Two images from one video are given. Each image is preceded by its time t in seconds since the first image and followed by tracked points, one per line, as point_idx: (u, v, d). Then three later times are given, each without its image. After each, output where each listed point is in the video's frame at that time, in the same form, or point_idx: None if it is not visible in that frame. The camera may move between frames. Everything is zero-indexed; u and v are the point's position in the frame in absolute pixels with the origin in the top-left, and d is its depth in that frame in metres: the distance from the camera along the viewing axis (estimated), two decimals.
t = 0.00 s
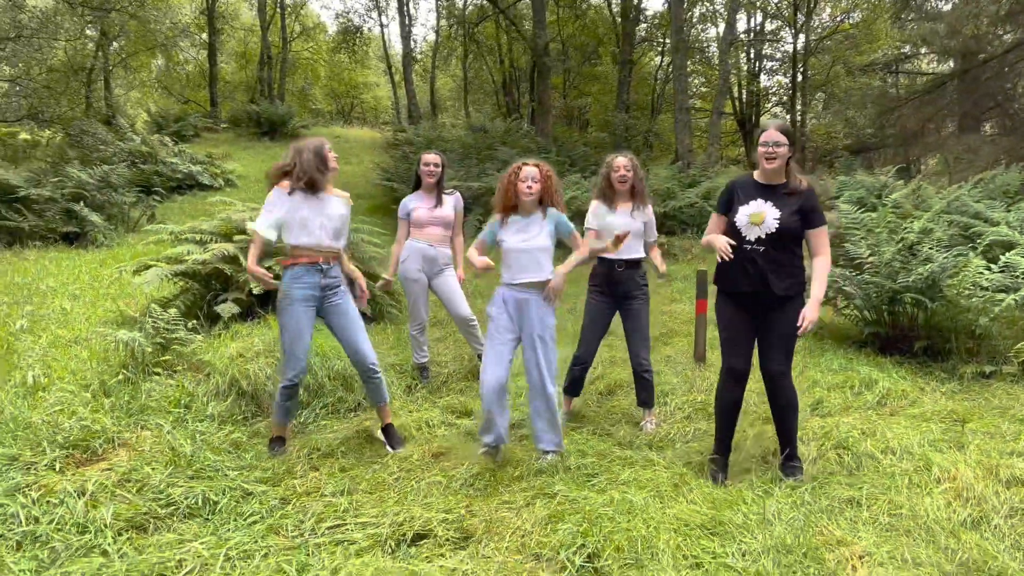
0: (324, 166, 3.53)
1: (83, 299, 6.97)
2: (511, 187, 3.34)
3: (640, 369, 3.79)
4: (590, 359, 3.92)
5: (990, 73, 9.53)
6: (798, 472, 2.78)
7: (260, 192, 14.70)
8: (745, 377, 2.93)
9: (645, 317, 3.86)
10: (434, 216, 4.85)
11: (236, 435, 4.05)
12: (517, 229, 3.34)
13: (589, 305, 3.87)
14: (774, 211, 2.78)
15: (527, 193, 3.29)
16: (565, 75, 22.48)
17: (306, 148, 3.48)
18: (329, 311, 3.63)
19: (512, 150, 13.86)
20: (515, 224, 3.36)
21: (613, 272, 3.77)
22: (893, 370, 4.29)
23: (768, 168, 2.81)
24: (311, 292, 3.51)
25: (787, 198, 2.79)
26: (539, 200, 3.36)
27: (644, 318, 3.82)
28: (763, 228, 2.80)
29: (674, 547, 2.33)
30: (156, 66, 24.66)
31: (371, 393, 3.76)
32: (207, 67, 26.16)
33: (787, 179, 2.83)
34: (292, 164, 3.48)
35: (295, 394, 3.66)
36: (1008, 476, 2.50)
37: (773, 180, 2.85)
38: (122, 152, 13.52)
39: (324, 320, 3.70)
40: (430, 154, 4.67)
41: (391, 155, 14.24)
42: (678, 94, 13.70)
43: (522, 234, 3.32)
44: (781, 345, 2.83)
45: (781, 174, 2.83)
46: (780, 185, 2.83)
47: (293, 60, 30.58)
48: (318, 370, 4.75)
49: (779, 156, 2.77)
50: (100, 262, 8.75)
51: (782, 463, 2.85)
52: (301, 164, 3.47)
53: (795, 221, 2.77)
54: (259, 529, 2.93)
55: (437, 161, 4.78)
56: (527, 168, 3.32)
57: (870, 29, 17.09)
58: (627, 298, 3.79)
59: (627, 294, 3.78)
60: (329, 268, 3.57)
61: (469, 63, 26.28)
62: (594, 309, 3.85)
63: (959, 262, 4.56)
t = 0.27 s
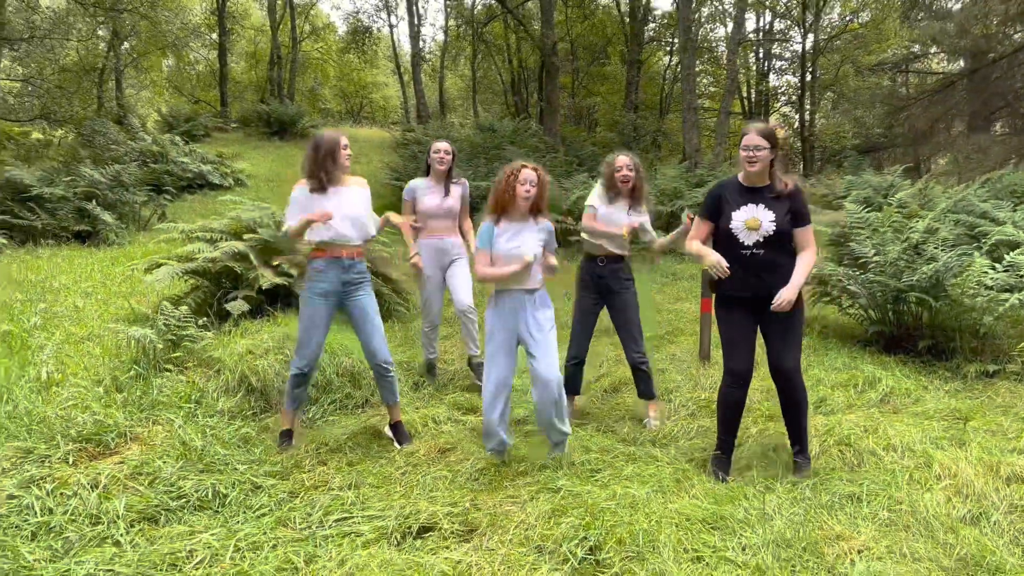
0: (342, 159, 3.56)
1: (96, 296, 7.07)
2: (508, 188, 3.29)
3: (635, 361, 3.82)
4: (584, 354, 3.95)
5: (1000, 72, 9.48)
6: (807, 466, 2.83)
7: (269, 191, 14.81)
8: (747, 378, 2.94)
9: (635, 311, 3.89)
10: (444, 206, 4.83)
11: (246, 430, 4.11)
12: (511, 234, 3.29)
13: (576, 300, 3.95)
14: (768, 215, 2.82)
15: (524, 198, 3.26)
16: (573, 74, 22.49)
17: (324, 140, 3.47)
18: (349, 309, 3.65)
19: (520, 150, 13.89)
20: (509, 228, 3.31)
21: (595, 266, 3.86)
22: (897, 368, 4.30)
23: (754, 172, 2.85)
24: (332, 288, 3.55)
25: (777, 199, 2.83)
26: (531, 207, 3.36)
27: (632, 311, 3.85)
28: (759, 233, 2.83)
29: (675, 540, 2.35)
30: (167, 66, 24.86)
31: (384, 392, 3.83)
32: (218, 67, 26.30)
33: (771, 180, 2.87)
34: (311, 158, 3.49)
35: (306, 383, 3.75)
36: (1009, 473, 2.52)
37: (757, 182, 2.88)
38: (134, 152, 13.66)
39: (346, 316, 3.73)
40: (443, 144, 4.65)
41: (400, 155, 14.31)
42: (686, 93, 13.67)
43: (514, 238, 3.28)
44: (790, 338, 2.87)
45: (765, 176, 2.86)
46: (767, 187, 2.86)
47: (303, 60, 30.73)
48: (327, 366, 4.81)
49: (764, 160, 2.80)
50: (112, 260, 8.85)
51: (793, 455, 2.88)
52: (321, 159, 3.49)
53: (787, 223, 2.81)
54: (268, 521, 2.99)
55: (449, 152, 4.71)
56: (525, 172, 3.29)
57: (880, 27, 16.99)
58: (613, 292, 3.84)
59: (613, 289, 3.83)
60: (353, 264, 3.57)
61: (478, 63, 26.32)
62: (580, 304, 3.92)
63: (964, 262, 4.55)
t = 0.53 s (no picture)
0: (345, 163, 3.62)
1: (108, 296, 7.17)
2: (519, 184, 3.21)
3: (632, 364, 3.87)
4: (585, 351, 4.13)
5: (1011, 73, 9.43)
6: (812, 467, 2.80)
7: (279, 192, 14.92)
8: (751, 377, 2.97)
9: (633, 315, 3.93)
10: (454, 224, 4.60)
11: (254, 427, 4.17)
12: (528, 232, 3.22)
13: (579, 301, 4.03)
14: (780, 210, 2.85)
15: (537, 196, 3.21)
16: (582, 75, 22.51)
17: (331, 142, 3.54)
18: (360, 304, 3.70)
19: (528, 151, 13.92)
20: (524, 226, 3.24)
21: (600, 267, 3.90)
22: (902, 369, 4.31)
23: (764, 170, 2.89)
24: (340, 286, 3.59)
25: (787, 195, 2.88)
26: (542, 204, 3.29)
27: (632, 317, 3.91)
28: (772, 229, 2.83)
29: (674, 536, 2.38)
30: (179, 68, 25.08)
31: (390, 389, 3.88)
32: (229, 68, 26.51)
33: (780, 180, 2.93)
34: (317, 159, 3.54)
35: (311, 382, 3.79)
36: (1008, 472, 2.53)
37: (767, 180, 2.93)
38: (146, 153, 13.82)
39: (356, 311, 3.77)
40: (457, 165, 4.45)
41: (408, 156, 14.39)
42: (694, 94, 13.67)
43: (530, 233, 3.22)
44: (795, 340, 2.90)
45: (773, 174, 2.92)
46: (777, 184, 2.91)
47: (313, 61, 30.91)
48: (334, 365, 4.86)
49: (776, 157, 2.85)
50: (124, 260, 8.96)
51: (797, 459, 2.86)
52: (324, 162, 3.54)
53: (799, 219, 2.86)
54: (275, 516, 3.04)
55: (462, 173, 4.49)
56: (535, 172, 3.22)
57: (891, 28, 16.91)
58: (614, 295, 3.90)
59: (615, 291, 3.89)
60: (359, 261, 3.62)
61: (486, 64, 26.39)
62: (583, 305, 4.00)
63: (968, 262, 4.53)
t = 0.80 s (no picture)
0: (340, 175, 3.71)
1: (118, 297, 7.26)
2: (530, 212, 3.15)
3: (650, 364, 3.88)
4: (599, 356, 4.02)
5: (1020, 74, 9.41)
6: (810, 465, 2.84)
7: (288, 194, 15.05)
8: (750, 376, 3.00)
9: (654, 314, 3.91)
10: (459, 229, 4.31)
11: (260, 426, 4.23)
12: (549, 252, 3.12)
13: (598, 304, 3.90)
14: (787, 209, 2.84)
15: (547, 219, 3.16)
16: (589, 76, 22.54)
17: (329, 150, 3.62)
18: (341, 307, 3.77)
19: (535, 153, 13.96)
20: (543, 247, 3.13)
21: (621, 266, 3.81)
22: (904, 370, 4.32)
23: (772, 172, 2.89)
24: (322, 290, 3.65)
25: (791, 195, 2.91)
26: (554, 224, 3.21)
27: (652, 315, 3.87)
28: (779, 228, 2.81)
29: (671, 534, 2.42)
30: (189, 71, 25.32)
31: (387, 385, 3.95)
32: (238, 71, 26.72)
33: (787, 183, 2.93)
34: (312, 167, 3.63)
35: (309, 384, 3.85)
36: (1004, 472, 2.55)
37: (775, 184, 2.92)
38: (156, 156, 13.97)
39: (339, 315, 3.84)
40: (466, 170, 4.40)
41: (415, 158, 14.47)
42: (701, 96, 13.68)
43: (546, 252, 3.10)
44: (795, 343, 2.90)
45: (781, 178, 2.92)
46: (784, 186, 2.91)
47: (322, 64, 31.10)
48: (340, 366, 4.91)
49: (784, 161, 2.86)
50: (135, 261, 9.07)
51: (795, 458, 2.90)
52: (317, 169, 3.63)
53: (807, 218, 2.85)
54: (279, 513, 3.09)
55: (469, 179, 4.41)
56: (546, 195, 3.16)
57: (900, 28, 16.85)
58: (635, 296, 3.84)
59: (636, 291, 3.82)
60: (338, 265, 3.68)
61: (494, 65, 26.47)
62: (602, 307, 3.88)
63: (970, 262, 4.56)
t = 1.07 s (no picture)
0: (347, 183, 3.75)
1: (127, 298, 7.33)
2: (534, 207, 3.21)
3: (644, 371, 3.91)
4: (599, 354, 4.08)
5: None
6: (808, 464, 2.88)
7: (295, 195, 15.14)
8: (750, 375, 3.01)
9: (651, 321, 3.93)
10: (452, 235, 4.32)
11: (264, 425, 4.27)
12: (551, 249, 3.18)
13: (599, 307, 3.97)
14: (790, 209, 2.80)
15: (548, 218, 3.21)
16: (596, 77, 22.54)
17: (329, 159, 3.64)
18: (327, 313, 3.78)
19: (542, 154, 13.99)
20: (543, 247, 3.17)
21: (621, 272, 3.84)
22: (906, 370, 4.33)
23: (778, 172, 2.86)
24: (307, 293, 3.64)
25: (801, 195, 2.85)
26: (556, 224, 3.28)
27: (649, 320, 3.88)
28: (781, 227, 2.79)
29: (668, 530, 2.44)
30: (199, 73, 25.50)
31: (378, 386, 3.99)
32: (247, 73, 26.88)
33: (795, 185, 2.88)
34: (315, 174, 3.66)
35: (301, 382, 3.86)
36: (1001, 471, 2.56)
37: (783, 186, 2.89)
38: (165, 158, 14.09)
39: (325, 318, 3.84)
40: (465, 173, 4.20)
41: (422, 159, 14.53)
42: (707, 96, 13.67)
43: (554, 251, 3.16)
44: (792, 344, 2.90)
45: (789, 179, 2.88)
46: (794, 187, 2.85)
47: (330, 66, 31.24)
48: (344, 366, 4.95)
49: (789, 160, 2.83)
50: (144, 262, 9.16)
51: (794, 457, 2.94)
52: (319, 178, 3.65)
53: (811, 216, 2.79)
54: (282, 510, 3.13)
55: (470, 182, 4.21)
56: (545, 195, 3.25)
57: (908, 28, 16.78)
58: (634, 299, 3.89)
59: (635, 296, 3.87)
60: (329, 272, 3.66)
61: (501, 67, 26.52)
62: (602, 309, 3.94)
63: (970, 262, 4.58)
